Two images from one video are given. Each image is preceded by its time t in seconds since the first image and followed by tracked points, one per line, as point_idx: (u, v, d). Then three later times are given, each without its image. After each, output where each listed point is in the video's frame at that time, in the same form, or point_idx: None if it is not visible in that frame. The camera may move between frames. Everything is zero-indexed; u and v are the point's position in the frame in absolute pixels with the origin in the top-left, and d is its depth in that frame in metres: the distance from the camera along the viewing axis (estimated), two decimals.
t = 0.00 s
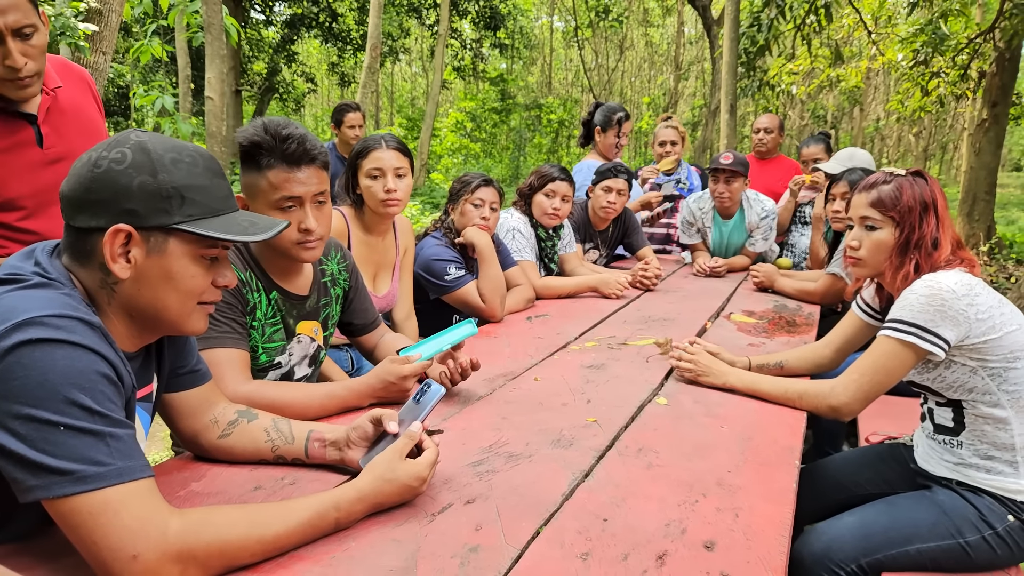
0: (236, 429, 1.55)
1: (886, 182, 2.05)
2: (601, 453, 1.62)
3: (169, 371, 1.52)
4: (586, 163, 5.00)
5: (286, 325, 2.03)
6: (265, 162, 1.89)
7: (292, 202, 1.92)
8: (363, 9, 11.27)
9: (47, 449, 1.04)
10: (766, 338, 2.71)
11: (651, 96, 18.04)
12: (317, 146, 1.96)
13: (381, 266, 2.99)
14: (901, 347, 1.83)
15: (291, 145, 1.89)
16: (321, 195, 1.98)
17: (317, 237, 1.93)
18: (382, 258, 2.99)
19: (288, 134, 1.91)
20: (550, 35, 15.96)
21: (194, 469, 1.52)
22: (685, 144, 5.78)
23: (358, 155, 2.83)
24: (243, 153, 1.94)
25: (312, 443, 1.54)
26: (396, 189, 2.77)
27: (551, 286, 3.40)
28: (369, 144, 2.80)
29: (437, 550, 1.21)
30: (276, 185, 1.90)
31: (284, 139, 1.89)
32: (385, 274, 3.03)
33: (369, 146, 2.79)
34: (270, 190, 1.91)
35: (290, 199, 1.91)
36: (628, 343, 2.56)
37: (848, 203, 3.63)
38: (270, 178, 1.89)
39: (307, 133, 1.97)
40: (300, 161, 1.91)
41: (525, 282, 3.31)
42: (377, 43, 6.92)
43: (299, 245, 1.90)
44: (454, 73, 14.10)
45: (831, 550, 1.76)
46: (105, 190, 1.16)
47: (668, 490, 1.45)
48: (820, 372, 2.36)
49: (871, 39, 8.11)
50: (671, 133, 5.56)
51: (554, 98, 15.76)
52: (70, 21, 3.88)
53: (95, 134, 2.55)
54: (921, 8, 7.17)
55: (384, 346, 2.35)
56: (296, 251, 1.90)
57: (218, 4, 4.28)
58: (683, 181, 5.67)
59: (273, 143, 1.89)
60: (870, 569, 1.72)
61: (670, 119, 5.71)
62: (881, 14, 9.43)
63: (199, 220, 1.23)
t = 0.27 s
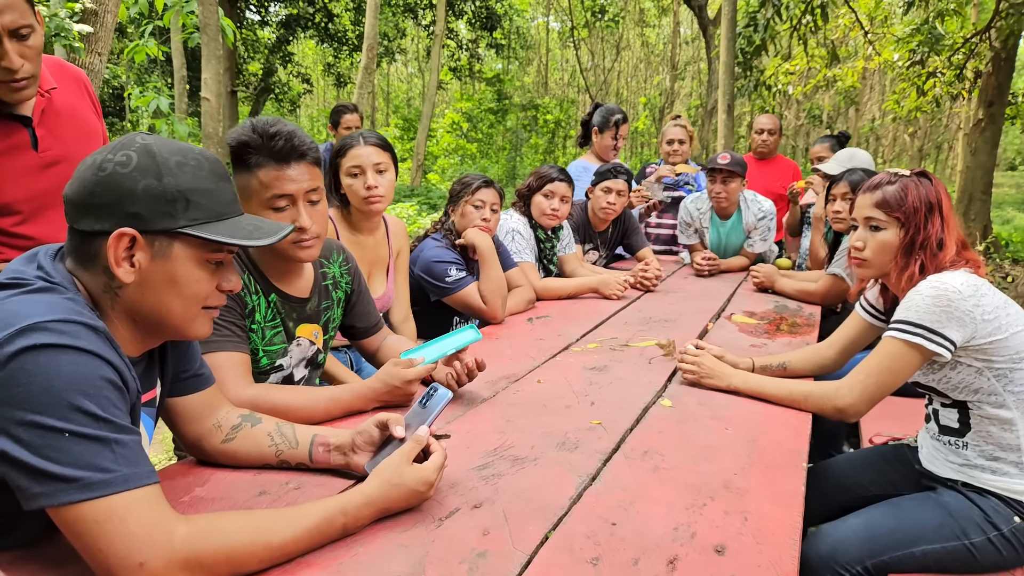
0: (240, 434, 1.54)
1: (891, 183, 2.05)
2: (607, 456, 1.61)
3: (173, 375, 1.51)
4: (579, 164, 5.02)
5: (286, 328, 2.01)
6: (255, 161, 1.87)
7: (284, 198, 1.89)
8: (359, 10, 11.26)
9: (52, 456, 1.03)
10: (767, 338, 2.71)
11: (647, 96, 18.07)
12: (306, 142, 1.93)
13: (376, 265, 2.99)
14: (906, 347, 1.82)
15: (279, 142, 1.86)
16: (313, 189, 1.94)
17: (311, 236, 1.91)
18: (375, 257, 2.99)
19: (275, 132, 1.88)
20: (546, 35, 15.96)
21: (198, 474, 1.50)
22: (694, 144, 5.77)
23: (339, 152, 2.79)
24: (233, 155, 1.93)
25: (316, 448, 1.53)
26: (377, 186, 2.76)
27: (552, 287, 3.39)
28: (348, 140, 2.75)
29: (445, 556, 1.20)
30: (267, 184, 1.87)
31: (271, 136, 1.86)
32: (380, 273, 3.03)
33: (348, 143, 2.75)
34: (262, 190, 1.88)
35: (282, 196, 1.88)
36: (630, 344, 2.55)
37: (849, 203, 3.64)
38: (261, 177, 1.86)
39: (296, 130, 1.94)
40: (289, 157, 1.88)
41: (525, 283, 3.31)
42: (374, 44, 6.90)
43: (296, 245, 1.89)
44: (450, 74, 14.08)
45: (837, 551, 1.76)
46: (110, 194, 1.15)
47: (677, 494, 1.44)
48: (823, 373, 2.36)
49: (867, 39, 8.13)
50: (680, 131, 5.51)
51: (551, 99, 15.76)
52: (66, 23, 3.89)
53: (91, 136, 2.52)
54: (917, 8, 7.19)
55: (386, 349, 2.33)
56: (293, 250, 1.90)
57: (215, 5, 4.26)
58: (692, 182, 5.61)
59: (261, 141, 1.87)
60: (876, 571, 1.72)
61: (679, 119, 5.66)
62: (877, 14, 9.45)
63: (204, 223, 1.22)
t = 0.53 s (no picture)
0: (237, 434, 1.51)
1: (895, 182, 2.04)
2: (609, 457, 1.59)
3: (169, 374, 1.48)
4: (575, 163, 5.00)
5: (279, 328, 1.99)
6: (241, 162, 1.84)
7: (271, 202, 1.86)
8: (356, 8, 11.22)
9: (45, 457, 1.00)
10: (768, 339, 2.70)
11: (643, 96, 18.07)
12: (295, 141, 1.88)
13: (360, 263, 2.96)
14: (910, 348, 1.81)
15: (267, 142, 1.83)
16: (301, 191, 1.89)
17: (302, 236, 1.87)
18: (360, 254, 2.95)
19: (264, 131, 1.84)
20: (544, 35, 15.94)
21: (194, 475, 1.47)
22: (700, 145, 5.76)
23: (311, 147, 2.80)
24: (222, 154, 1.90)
25: (315, 448, 1.50)
26: (345, 181, 2.73)
27: (551, 287, 3.37)
28: (319, 134, 2.75)
29: (446, 559, 1.18)
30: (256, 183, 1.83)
31: (258, 136, 1.82)
32: (365, 272, 3.00)
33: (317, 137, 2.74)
34: (250, 192, 1.84)
35: (269, 200, 1.85)
36: (630, 344, 2.53)
37: (850, 204, 3.64)
38: (249, 179, 1.82)
39: (284, 129, 1.90)
40: (276, 158, 1.84)
41: (524, 283, 3.28)
42: (371, 42, 6.86)
43: (287, 246, 1.86)
44: (447, 73, 14.04)
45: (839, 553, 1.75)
46: (105, 189, 1.12)
47: (681, 496, 1.42)
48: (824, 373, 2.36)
49: (865, 40, 8.14)
50: (687, 131, 5.54)
51: (548, 98, 15.74)
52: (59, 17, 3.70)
53: (84, 134, 2.48)
54: (914, 10, 7.20)
55: (383, 349, 2.30)
56: (284, 252, 1.87)
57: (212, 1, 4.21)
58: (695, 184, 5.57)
59: (249, 143, 1.83)
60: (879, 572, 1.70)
61: (687, 118, 5.68)
62: (874, 16, 9.46)
63: (201, 220, 1.19)
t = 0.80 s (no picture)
0: (231, 437, 1.52)
1: (891, 184, 2.10)
2: (603, 459, 1.59)
3: (162, 378, 1.49)
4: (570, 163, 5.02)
5: (272, 331, 1.99)
6: (228, 166, 1.83)
7: (260, 204, 1.86)
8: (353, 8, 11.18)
9: (39, 462, 1.00)
10: (763, 339, 2.71)
11: (641, 95, 18.05)
12: (281, 143, 1.89)
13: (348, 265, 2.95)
14: (905, 349, 1.81)
15: (252, 145, 1.83)
16: (289, 195, 1.90)
17: (291, 241, 1.87)
18: (347, 257, 2.94)
19: (249, 135, 1.84)
20: (541, 34, 15.91)
21: (189, 478, 1.48)
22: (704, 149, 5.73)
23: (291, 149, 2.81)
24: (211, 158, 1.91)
25: (309, 452, 1.50)
26: (319, 185, 2.74)
27: (547, 288, 3.38)
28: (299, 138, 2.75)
29: (439, 562, 1.18)
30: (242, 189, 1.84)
31: (243, 140, 1.83)
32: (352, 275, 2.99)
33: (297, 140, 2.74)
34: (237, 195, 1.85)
35: (258, 202, 1.85)
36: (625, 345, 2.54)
37: (846, 203, 3.65)
38: (236, 187, 1.83)
39: (271, 132, 1.90)
40: (261, 160, 1.84)
41: (520, 284, 3.29)
42: (368, 41, 6.85)
43: (277, 251, 1.87)
44: (444, 72, 14.03)
45: (833, 554, 1.76)
46: (97, 193, 1.12)
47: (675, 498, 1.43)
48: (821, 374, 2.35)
49: (863, 39, 8.12)
50: (694, 133, 5.54)
51: (545, 98, 15.71)
52: (55, 18, 3.69)
53: (76, 138, 2.48)
54: (912, 8, 7.18)
55: (378, 351, 2.30)
56: (274, 256, 1.88)
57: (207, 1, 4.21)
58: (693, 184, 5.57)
59: (234, 146, 1.84)
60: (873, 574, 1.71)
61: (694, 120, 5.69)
62: (872, 14, 9.43)
63: (194, 225, 1.20)
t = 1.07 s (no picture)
0: (230, 439, 1.52)
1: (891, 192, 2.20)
2: (601, 461, 1.60)
3: (162, 381, 1.49)
4: (569, 163, 5.02)
5: (271, 334, 1.99)
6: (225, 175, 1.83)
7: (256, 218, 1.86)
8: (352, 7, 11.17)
9: (39, 466, 1.01)
10: (762, 340, 2.71)
11: (641, 94, 18.04)
12: (281, 156, 1.88)
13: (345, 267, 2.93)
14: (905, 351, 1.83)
15: (251, 157, 1.82)
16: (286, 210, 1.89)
17: (288, 250, 1.86)
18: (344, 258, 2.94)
19: (250, 146, 1.84)
20: (540, 33, 15.90)
21: (189, 480, 1.48)
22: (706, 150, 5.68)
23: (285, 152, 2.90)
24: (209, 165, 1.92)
25: (308, 454, 1.51)
26: (310, 186, 2.75)
27: (546, 289, 3.38)
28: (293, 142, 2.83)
29: (438, 565, 1.18)
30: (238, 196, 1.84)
31: (242, 151, 1.82)
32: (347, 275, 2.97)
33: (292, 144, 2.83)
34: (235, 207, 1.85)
35: (253, 216, 1.86)
36: (625, 347, 2.54)
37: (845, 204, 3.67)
38: (234, 193, 1.83)
39: (272, 142, 1.89)
40: (259, 173, 1.84)
41: (519, 285, 3.29)
42: (367, 41, 6.84)
43: (273, 259, 1.86)
44: (444, 72, 14.01)
45: (831, 557, 1.77)
46: (96, 198, 1.13)
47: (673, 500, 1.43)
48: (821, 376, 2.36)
49: (864, 37, 8.10)
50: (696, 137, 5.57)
51: (545, 97, 15.70)
52: (55, 19, 3.74)
53: (74, 140, 2.48)
54: (913, 6, 7.16)
55: (377, 353, 2.30)
56: (271, 264, 1.87)
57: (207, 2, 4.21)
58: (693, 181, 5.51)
59: (233, 157, 1.83)
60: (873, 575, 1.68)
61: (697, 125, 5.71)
62: (873, 12, 9.41)
63: (193, 229, 1.20)
